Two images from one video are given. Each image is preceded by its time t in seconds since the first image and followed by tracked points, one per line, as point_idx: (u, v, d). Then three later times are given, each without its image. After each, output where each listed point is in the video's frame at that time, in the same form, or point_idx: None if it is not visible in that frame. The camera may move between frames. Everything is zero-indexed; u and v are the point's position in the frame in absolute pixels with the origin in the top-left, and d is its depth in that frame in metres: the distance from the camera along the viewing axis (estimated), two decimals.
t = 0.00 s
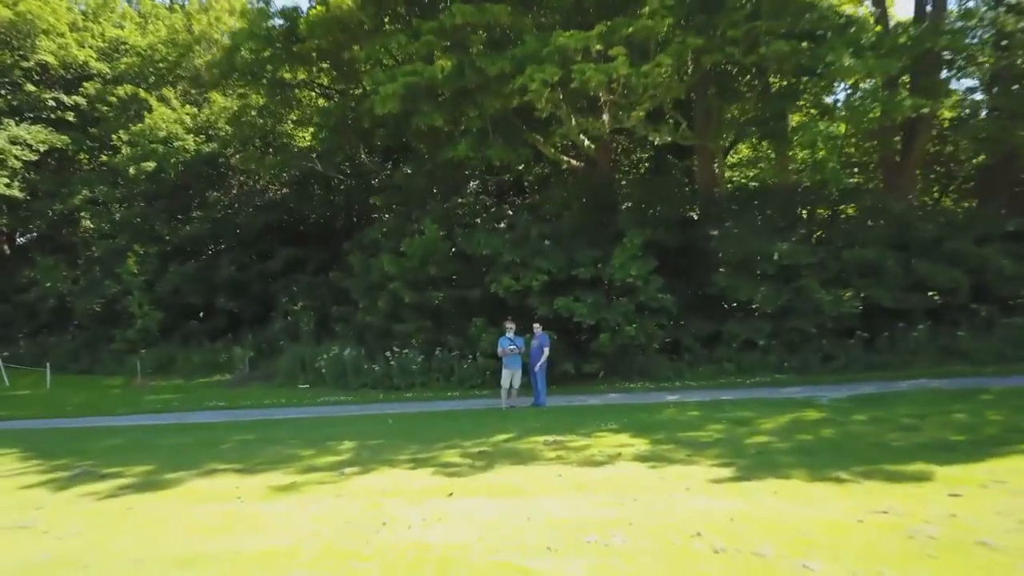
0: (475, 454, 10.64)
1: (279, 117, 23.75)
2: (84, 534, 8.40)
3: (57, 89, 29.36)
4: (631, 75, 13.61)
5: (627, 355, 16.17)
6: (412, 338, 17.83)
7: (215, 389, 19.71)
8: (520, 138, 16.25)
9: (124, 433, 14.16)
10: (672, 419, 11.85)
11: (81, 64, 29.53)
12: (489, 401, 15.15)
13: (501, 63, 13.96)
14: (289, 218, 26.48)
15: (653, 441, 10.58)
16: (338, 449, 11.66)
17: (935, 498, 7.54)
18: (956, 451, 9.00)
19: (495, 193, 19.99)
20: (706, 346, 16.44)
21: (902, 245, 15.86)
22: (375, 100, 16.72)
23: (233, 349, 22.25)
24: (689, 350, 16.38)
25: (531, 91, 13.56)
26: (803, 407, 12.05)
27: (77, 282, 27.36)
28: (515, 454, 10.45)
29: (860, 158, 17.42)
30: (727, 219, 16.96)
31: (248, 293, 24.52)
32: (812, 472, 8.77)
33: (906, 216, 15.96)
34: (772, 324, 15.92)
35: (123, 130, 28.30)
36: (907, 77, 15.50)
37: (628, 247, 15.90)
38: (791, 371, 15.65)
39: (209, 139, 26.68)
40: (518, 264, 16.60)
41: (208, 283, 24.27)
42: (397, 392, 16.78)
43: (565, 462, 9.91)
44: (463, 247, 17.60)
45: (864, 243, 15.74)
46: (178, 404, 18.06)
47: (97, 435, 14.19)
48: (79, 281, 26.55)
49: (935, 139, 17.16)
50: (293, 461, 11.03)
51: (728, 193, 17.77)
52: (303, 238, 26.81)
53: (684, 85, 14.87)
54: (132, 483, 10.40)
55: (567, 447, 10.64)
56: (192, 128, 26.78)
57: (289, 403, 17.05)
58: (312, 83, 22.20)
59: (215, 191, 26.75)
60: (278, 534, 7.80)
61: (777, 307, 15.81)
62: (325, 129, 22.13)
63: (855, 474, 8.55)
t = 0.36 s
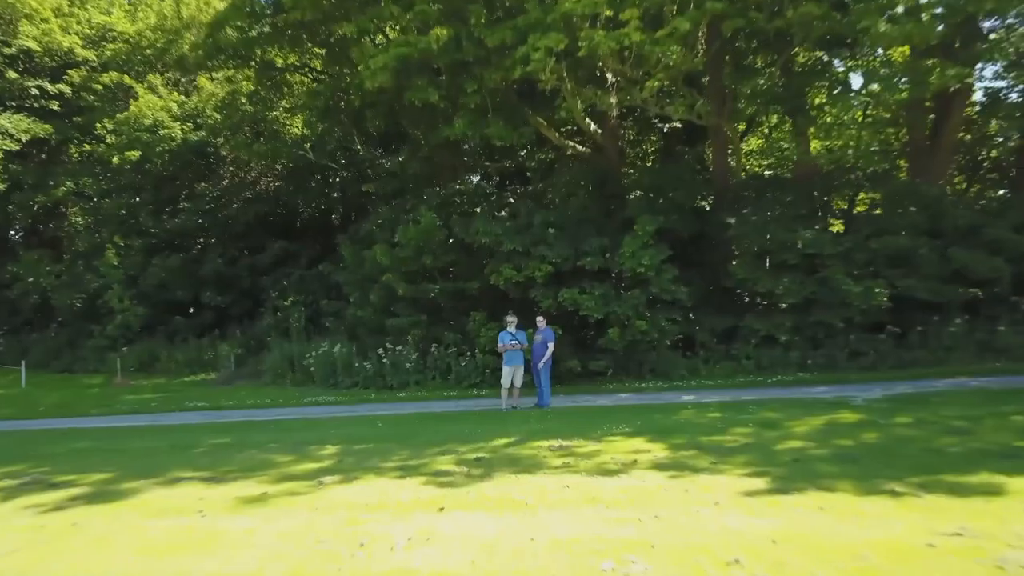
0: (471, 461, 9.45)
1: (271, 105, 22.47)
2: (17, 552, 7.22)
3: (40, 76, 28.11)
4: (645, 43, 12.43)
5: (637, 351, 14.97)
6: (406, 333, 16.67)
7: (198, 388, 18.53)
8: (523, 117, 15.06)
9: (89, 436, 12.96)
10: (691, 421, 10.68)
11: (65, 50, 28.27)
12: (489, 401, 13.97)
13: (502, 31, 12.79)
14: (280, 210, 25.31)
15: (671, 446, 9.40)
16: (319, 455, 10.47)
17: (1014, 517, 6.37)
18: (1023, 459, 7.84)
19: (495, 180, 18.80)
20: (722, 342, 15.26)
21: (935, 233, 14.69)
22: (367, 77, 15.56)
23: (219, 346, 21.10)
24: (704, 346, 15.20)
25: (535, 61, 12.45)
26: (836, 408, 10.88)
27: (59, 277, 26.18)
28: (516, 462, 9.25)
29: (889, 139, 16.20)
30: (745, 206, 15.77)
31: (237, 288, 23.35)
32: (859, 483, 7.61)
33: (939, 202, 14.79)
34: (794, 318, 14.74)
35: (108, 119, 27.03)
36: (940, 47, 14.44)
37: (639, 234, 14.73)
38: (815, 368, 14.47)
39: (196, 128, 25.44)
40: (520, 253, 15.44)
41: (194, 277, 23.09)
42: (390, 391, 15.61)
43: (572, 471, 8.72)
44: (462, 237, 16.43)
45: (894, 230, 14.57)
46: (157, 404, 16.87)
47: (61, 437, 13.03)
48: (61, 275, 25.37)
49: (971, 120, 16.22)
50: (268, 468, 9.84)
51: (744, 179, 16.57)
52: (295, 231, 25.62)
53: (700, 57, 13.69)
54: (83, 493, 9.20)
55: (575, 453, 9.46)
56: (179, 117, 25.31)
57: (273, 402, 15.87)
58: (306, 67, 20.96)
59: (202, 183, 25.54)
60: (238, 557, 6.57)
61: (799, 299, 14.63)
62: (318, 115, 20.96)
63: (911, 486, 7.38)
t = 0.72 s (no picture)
0: (467, 469, 8.47)
1: (262, 93, 21.40)
2: None
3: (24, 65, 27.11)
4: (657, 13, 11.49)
5: (647, 349, 13.98)
6: (401, 330, 15.68)
7: (182, 388, 17.54)
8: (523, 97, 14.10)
9: (55, 440, 11.96)
10: (710, 425, 9.69)
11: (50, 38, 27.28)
12: (489, 402, 12.99)
13: (503, 2, 11.82)
14: (272, 203, 24.34)
15: (691, 454, 8.41)
16: (300, 461, 9.47)
17: None
18: None
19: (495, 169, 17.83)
20: (737, 339, 14.26)
21: (967, 222, 13.71)
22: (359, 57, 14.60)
23: (207, 345, 20.16)
24: (719, 343, 14.21)
25: (538, 32, 11.50)
26: (869, 410, 9.90)
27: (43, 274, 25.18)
28: (517, 470, 8.27)
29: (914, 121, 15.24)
30: (761, 193, 14.78)
31: (226, 283, 22.36)
32: (911, 495, 6.63)
33: (971, 189, 13.81)
34: (816, 313, 13.74)
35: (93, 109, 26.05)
36: (970, 14, 13.58)
37: (649, 223, 13.74)
38: (838, 367, 13.48)
39: (183, 117, 24.48)
40: (522, 244, 14.47)
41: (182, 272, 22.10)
42: (383, 391, 14.63)
43: (581, 481, 7.73)
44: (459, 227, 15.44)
45: (923, 219, 13.59)
46: (136, 405, 15.86)
47: (26, 440, 12.09)
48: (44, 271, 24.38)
49: (995, 109, 15.30)
50: (241, 476, 8.86)
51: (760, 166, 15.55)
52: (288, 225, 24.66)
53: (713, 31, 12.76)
54: (31, 506, 8.20)
55: (584, 460, 8.47)
56: (167, 106, 24.40)
57: (258, 403, 14.91)
58: (297, 51, 19.96)
59: (191, 175, 24.57)
60: None
61: (821, 293, 13.65)
62: (309, 102, 20.00)
63: (973, 501, 6.41)
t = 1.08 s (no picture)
0: (461, 480, 7.43)
1: (252, 80, 20.33)
2: None
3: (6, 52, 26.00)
4: None
5: (659, 346, 12.94)
6: (394, 325, 14.67)
7: (164, 388, 16.50)
8: (523, 69, 13.27)
9: (13, 446, 10.92)
10: (735, 430, 8.67)
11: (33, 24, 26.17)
12: (489, 403, 11.95)
13: None
14: (263, 195, 23.33)
15: (719, 463, 7.37)
16: (276, 470, 8.43)
17: None
18: None
19: (495, 158, 16.85)
20: (757, 336, 13.25)
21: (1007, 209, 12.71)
22: (350, 31, 13.63)
23: (192, 343, 19.13)
24: (736, 340, 13.18)
25: None
26: (914, 412, 8.87)
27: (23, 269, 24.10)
28: (519, 482, 7.23)
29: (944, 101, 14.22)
30: (781, 178, 13.73)
31: (215, 278, 21.33)
32: (989, 515, 5.58)
33: (1010, 173, 12.79)
34: (842, 307, 12.71)
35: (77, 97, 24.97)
36: None
37: (662, 209, 12.70)
38: (866, 366, 12.44)
39: (170, 105, 23.44)
40: (524, 232, 13.45)
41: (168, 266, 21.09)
42: (375, 392, 13.60)
43: (593, 497, 6.67)
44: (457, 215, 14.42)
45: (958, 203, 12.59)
46: (111, 406, 14.80)
47: None
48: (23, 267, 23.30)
49: None
50: (206, 488, 7.81)
51: (778, 151, 14.53)
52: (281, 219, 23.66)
53: None
54: None
55: (595, 470, 7.44)
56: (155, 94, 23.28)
57: (241, 404, 13.86)
58: (287, 32, 18.92)
59: (178, 166, 23.56)
60: None
61: (849, 285, 12.60)
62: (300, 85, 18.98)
63: None
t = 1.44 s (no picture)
0: (453, 499, 6.42)
1: (242, 67, 19.11)
2: None
3: None
4: None
5: (673, 345, 11.94)
6: (387, 323, 13.69)
7: (143, 390, 15.51)
8: (522, 45, 12.43)
9: None
10: (765, 438, 7.67)
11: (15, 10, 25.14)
12: (487, 407, 10.94)
13: None
14: (254, 187, 22.34)
15: (752, 479, 6.37)
16: (244, 485, 7.42)
17: None
18: None
19: (495, 145, 15.86)
20: (777, 334, 12.26)
21: None
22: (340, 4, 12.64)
23: (176, 342, 18.15)
24: (756, 338, 12.19)
25: None
26: (967, 419, 7.87)
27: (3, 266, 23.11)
28: (518, 502, 6.19)
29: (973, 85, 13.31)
30: (804, 164, 12.72)
31: (202, 274, 20.35)
32: None
33: None
34: (871, 302, 11.71)
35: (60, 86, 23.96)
36: None
37: (677, 197, 11.71)
38: (898, 366, 11.45)
39: (156, 94, 22.43)
40: (526, 221, 12.41)
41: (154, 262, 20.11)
42: (366, 395, 12.61)
43: (606, 521, 5.65)
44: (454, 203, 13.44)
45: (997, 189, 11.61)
46: (83, 410, 13.80)
47: None
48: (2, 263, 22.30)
49: None
50: (159, 507, 6.78)
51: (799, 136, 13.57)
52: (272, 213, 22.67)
53: None
54: None
55: (608, 487, 6.44)
56: (140, 83, 22.54)
57: (221, 407, 12.86)
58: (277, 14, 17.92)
59: (165, 157, 22.56)
60: None
61: (879, 278, 11.61)
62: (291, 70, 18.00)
63: None
